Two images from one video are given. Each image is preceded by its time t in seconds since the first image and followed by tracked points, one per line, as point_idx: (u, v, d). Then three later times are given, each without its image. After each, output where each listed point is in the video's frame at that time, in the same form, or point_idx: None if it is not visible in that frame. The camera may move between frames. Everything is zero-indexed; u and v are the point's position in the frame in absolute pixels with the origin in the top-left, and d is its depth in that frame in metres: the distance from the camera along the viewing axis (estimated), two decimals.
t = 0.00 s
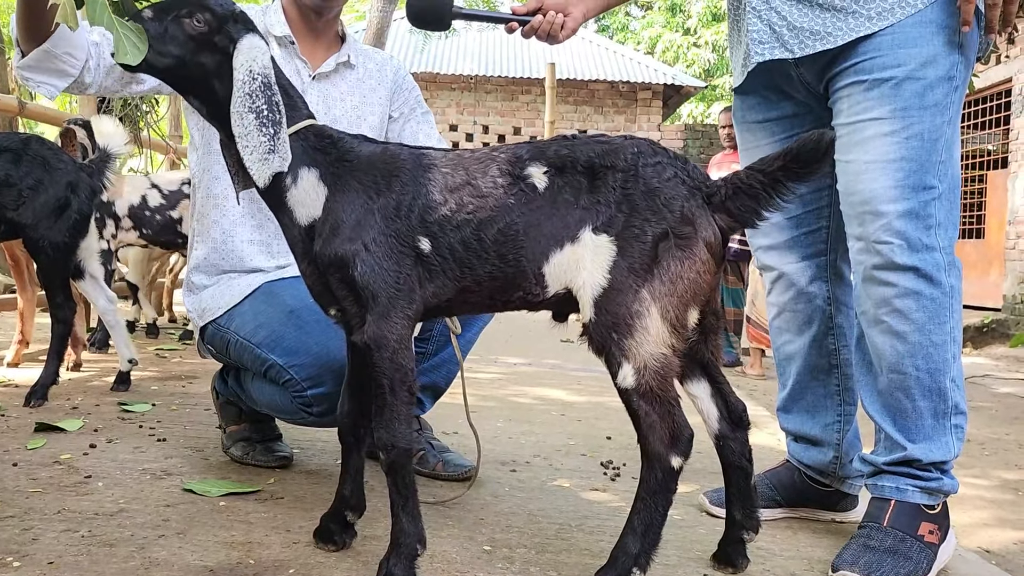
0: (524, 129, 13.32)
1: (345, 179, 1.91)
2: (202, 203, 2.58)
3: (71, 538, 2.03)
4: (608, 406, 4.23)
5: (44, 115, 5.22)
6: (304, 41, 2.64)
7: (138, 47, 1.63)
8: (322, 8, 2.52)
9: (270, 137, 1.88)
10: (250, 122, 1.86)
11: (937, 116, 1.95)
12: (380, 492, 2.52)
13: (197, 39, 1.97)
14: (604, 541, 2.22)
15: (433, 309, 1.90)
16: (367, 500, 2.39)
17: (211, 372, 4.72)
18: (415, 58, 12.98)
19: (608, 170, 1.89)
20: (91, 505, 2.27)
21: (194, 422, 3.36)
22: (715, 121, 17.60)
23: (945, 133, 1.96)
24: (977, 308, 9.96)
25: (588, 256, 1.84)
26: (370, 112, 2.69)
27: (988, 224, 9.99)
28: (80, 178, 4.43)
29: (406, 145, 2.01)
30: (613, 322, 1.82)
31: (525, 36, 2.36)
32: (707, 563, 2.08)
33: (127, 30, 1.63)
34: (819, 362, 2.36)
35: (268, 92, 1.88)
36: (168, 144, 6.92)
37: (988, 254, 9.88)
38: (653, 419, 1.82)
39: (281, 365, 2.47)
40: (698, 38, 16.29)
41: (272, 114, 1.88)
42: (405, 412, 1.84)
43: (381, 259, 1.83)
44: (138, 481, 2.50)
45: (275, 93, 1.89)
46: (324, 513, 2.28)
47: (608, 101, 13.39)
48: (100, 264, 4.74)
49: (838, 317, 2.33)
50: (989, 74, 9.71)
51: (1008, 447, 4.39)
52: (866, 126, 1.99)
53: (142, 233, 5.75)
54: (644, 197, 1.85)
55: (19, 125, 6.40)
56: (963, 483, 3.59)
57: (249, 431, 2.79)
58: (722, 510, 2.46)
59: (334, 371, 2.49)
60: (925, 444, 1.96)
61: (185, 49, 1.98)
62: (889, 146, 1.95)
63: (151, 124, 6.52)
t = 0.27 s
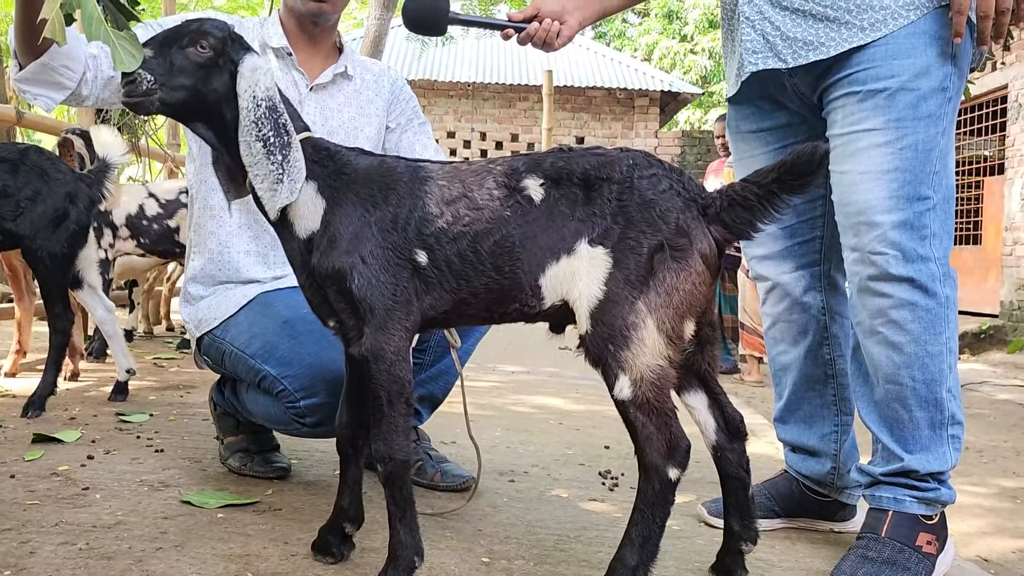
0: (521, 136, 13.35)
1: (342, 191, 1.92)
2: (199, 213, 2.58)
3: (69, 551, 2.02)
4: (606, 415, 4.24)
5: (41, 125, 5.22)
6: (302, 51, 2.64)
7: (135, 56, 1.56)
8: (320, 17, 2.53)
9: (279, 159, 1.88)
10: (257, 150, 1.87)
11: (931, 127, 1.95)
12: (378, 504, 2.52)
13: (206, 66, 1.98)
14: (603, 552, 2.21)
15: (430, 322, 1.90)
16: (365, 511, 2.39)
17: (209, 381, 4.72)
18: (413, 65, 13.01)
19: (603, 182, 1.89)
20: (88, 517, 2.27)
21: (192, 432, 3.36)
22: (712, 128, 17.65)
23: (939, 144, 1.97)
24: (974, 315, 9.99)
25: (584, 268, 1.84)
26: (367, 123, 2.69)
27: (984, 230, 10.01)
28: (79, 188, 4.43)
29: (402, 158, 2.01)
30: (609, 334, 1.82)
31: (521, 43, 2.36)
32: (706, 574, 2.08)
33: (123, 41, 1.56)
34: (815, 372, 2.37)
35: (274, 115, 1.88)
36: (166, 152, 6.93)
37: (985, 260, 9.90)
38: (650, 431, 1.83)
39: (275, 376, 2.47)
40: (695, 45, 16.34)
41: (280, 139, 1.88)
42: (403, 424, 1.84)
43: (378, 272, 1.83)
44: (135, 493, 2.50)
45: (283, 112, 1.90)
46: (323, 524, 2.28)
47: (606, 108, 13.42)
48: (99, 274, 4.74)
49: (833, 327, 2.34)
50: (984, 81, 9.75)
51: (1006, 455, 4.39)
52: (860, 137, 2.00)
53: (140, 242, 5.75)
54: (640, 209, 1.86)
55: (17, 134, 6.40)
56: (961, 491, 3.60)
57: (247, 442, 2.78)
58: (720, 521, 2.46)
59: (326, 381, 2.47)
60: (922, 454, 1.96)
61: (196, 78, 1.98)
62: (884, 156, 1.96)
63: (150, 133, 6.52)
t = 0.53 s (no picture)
0: (519, 139, 13.37)
1: (340, 197, 1.92)
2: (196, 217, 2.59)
3: (66, 557, 2.02)
4: (604, 419, 4.24)
5: (39, 130, 5.22)
6: (299, 56, 2.66)
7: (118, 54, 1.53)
8: (316, 22, 2.56)
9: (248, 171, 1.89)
10: (228, 154, 1.88)
11: (927, 130, 1.96)
12: (375, 508, 2.52)
13: (196, 65, 1.98)
14: (600, 556, 2.22)
15: (428, 326, 1.91)
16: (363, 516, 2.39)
17: (207, 385, 4.72)
18: (411, 69, 13.03)
19: (600, 187, 1.90)
20: (85, 523, 2.27)
21: (190, 437, 3.36)
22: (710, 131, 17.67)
23: (935, 147, 1.97)
24: (972, 317, 10.00)
25: (581, 272, 1.85)
26: (364, 127, 2.69)
27: (982, 232, 10.02)
28: (80, 193, 4.43)
29: (400, 163, 2.02)
30: (607, 338, 1.82)
31: (517, 48, 2.37)
32: None
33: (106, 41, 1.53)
34: (812, 376, 2.37)
35: (252, 127, 1.90)
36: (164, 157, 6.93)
37: (983, 262, 9.91)
38: (647, 435, 1.83)
39: (270, 381, 2.46)
40: (693, 48, 16.37)
41: (251, 151, 1.90)
42: (401, 429, 1.84)
43: (376, 277, 1.83)
44: (133, 498, 2.49)
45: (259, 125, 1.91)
46: (320, 529, 2.28)
47: (604, 111, 13.44)
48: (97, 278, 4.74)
49: (830, 330, 2.34)
50: (981, 84, 9.77)
51: (1004, 457, 4.39)
52: (856, 140, 2.00)
53: (137, 246, 5.75)
54: (636, 214, 1.86)
55: (16, 138, 6.40)
56: (959, 493, 3.60)
57: (245, 446, 2.78)
58: (718, 525, 2.46)
59: (321, 387, 2.48)
60: (918, 457, 1.96)
61: (183, 75, 1.98)
62: (880, 160, 1.96)
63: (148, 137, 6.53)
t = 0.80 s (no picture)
0: (518, 140, 13.37)
1: (336, 195, 1.92)
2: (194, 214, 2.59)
3: (63, 555, 2.02)
4: (602, 418, 4.24)
5: (36, 129, 5.21)
6: (298, 57, 2.67)
7: (117, 35, 1.60)
8: (315, 23, 2.56)
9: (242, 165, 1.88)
10: (223, 148, 1.86)
11: (923, 128, 1.96)
12: (372, 507, 2.52)
13: (198, 50, 1.99)
14: (597, 554, 2.22)
15: (424, 324, 1.91)
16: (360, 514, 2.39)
17: (204, 385, 4.72)
18: (410, 69, 13.04)
19: (595, 184, 1.90)
20: (82, 521, 2.27)
21: (187, 436, 3.36)
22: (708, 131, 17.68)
23: (930, 145, 1.97)
24: (970, 317, 10.01)
25: (577, 270, 1.85)
26: (363, 128, 2.69)
27: (980, 233, 10.03)
28: (79, 193, 4.44)
29: (397, 162, 2.02)
30: (602, 335, 1.82)
31: (515, 48, 2.37)
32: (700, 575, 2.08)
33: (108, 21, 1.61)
34: (809, 374, 2.37)
35: (248, 121, 1.89)
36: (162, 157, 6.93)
37: (981, 262, 9.92)
38: (642, 431, 1.83)
39: (264, 378, 2.47)
40: (691, 49, 16.37)
41: (248, 145, 1.88)
42: (397, 427, 1.84)
43: (372, 275, 1.83)
44: (130, 497, 2.49)
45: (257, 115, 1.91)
46: (317, 527, 2.28)
47: (602, 111, 13.44)
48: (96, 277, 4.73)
49: (827, 328, 2.34)
50: (979, 84, 9.77)
51: (1002, 456, 4.39)
52: (852, 138, 2.00)
53: (135, 246, 5.75)
54: (631, 211, 1.86)
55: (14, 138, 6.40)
56: (956, 492, 3.60)
57: (243, 445, 2.78)
58: (715, 523, 2.46)
59: (313, 382, 2.48)
60: (915, 455, 1.97)
61: (182, 57, 1.98)
62: (876, 158, 1.97)
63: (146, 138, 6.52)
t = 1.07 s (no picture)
0: (516, 140, 13.38)
1: (333, 195, 1.93)
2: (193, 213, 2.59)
3: (61, 555, 2.03)
4: (600, 418, 4.25)
5: (34, 129, 5.20)
6: (298, 58, 2.67)
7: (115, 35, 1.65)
8: (314, 24, 2.56)
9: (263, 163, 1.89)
10: (244, 147, 1.87)
11: (921, 127, 1.96)
12: (370, 507, 2.52)
13: (200, 51, 1.99)
14: (595, 553, 2.22)
15: (422, 324, 1.91)
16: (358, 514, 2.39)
17: (203, 385, 4.72)
18: (408, 69, 13.04)
19: (591, 184, 1.90)
20: (81, 521, 2.27)
21: (186, 436, 3.36)
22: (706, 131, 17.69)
23: (930, 144, 1.98)
24: (968, 317, 10.02)
25: (573, 269, 1.85)
26: (363, 128, 2.69)
27: (978, 233, 10.04)
28: (78, 194, 4.44)
29: (394, 162, 2.02)
30: (598, 334, 1.83)
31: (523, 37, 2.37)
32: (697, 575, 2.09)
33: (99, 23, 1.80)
34: (806, 374, 2.37)
35: (262, 120, 1.89)
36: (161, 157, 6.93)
37: (979, 262, 9.93)
38: (639, 431, 1.83)
39: (257, 379, 2.47)
40: (690, 49, 16.38)
41: (265, 143, 1.88)
42: (394, 426, 1.84)
43: (370, 274, 1.84)
44: (128, 497, 2.50)
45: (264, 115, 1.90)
46: (315, 527, 2.28)
47: (600, 111, 13.43)
48: (95, 278, 4.73)
49: (825, 328, 2.34)
50: (977, 84, 9.79)
51: (1000, 456, 4.40)
52: (851, 138, 2.01)
53: (133, 246, 5.75)
54: (627, 211, 1.87)
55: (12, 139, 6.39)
56: (954, 492, 3.61)
57: (241, 445, 2.78)
58: (712, 522, 2.47)
59: (306, 382, 2.48)
60: (913, 454, 1.97)
61: (184, 57, 1.98)
62: (875, 157, 1.97)
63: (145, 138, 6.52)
